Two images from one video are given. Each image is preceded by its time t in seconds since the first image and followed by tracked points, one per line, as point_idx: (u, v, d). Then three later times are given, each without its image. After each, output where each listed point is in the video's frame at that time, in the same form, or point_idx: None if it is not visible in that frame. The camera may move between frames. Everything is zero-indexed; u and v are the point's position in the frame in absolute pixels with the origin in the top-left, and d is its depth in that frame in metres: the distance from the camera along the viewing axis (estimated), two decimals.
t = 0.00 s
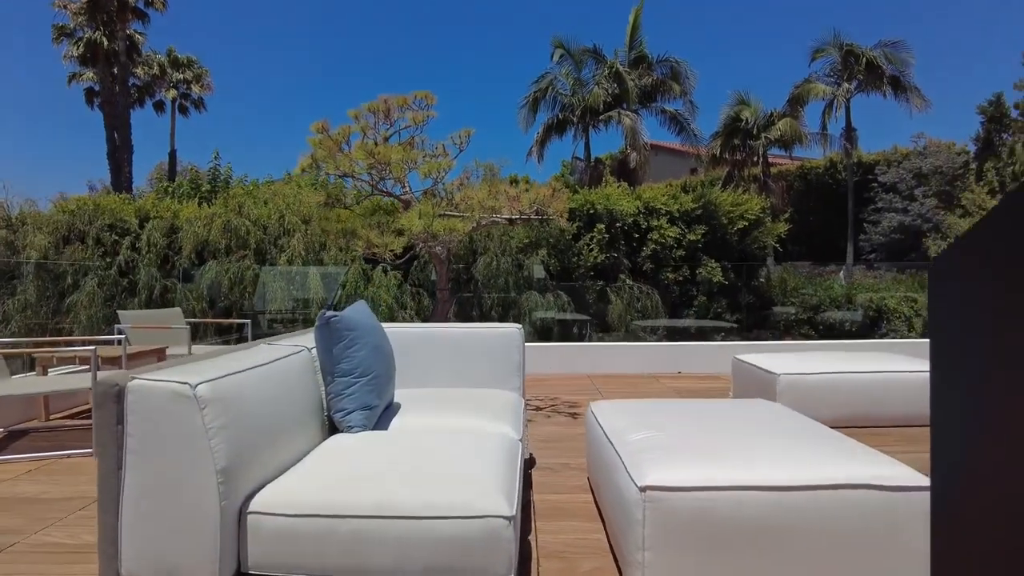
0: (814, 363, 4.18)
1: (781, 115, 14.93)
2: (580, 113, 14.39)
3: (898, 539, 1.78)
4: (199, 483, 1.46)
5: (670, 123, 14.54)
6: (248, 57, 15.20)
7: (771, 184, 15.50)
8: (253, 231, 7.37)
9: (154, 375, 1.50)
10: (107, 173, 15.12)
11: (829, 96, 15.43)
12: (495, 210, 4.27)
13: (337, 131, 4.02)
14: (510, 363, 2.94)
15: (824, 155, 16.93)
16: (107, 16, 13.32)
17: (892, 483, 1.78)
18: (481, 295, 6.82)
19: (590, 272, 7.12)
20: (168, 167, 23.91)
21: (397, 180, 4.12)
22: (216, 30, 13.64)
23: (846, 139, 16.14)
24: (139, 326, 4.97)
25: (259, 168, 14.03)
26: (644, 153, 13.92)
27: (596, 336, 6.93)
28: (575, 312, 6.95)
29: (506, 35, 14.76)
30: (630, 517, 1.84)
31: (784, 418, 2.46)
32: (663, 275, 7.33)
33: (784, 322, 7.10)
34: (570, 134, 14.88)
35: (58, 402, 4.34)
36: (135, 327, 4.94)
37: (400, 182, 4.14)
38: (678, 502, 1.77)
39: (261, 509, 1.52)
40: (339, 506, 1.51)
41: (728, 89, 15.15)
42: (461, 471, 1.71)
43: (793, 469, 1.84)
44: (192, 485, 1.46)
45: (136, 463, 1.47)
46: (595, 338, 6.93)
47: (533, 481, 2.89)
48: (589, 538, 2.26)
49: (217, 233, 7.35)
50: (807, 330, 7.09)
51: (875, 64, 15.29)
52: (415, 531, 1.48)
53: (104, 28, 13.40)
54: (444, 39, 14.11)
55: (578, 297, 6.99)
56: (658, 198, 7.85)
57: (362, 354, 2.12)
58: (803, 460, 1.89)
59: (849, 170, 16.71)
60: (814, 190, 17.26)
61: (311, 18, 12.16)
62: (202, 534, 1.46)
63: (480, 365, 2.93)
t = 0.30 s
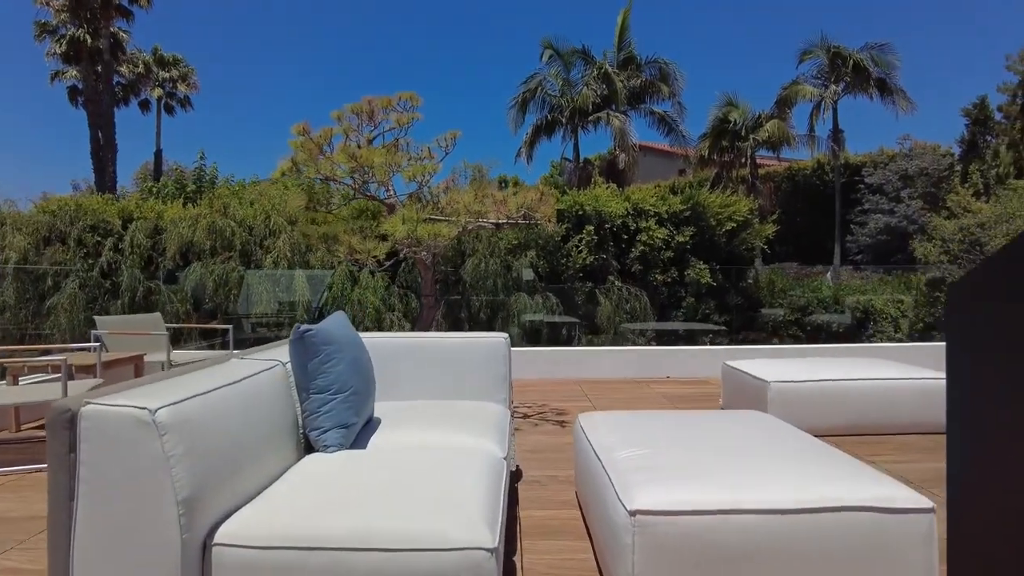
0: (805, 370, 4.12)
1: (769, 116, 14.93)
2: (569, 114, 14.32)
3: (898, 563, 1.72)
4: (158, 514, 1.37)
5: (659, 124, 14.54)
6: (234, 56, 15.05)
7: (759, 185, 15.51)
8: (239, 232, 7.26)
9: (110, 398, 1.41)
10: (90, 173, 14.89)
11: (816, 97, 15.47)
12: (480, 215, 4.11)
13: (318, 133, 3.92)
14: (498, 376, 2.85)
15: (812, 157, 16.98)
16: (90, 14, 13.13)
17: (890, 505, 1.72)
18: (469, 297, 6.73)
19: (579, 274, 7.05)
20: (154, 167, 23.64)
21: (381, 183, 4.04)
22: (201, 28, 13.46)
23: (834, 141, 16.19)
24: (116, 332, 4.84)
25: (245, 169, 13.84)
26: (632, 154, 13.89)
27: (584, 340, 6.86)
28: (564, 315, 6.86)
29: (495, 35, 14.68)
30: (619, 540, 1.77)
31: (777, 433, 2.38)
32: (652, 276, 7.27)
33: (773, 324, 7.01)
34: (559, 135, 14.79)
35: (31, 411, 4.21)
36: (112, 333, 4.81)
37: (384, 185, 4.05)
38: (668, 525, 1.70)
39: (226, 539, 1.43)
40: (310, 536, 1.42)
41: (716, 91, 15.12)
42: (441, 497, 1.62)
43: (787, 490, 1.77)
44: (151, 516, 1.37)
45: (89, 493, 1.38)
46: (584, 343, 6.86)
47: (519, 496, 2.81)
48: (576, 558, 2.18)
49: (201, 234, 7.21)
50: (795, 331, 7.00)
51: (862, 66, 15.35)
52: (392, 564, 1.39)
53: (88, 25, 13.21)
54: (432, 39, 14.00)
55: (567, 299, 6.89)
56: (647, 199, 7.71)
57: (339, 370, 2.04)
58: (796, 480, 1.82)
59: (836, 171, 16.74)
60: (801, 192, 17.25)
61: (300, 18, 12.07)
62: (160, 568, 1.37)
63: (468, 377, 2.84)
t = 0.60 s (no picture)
0: (792, 375, 4.08)
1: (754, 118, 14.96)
2: (555, 114, 14.25)
3: None
4: (108, 547, 1.26)
5: (645, 125, 14.52)
6: (217, 53, 14.84)
7: (744, 187, 15.55)
8: (221, 232, 7.10)
9: (57, 422, 1.31)
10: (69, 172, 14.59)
11: (801, 99, 15.57)
12: (464, 217, 4.04)
13: (296, 133, 3.81)
14: (481, 384, 2.76)
15: (796, 158, 17.05)
16: (70, 10, 12.87)
17: (886, 524, 1.65)
18: (454, 299, 6.65)
19: (566, 276, 6.96)
20: (135, 165, 23.26)
21: (362, 185, 3.93)
22: (186, 26, 13.24)
23: (818, 142, 16.28)
24: (89, 337, 4.69)
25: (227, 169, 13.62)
26: (618, 155, 13.91)
27: (571, 342, 6.80)
28: (550, 316, 6.81)
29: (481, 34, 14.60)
30: (606, 562, 1.69)
31: (765, 445, 2.32)
32: (638, 277, 7.20)
33: (757, 324, 6.98)
34: (545, 135, 14.70)
35: None
36: (83, 339, 4.65)
37: (365, 186, 3.94)
38: (656, 548, 1.62)
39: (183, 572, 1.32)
40: (276, 567, 1.33)
41: (702, 92, 15.12)
42: (420, 520, 1.53)
43: (781, 509, 1.70)
44: (100, 548, 1.26)
45: (34, 524, 1.28)
46: (570, 346, 6.79)
47: (503, 508, 2.73)
48: None
49: (182, 235, 7.05)
50: (780, 332, 6.97)
51: (846, 68, 15.45)
52: None
53: (67, 21, 12.94)
54: (419, 37, 13.87)
55: (553, 300, 6.83)
56: (633, 200, 7.54)
57: (312, 384, 1.96)
58: (788, 497, 1.75)
59: (820, 173, 16.80)
60: (787, 192, 17.19)
61: (285, 17, 11.91)
62: None
63: (449, 386, 2.75)
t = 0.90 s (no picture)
0: (779, 379, 4.03)
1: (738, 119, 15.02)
2: (540, 114, 14.20)
3: None
4: None
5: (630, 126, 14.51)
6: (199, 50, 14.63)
7: (728, 188, 15.60)
8: (200, 233, 6.87)
9: None
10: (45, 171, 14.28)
11: (784, 101, 15.82)
12: (444, 219, 3.91)
13: (272, 132, 3.69)
14: (458, 395, 2.67)
15: (779, 160, 17.16)
16: (45, 5, 12.58)
17: (883, 542, 1.58)
18: (438, 300, 6.57)
19: (551, 276, 6.87)
20: (114, 164, 22.87)
21: (340, 185, 3.83)
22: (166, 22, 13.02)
23: (801, 144, 16.35)
24: (59, 342, 4.53)
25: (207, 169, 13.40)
26: (603, 156, 13.90)
27: (556, 344, 6.73)
28: (535, 317, 6.74)
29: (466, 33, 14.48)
30: None
31: (753, 457, 2.24)
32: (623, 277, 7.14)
33: (741, 325, 6.93)
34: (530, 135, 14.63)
35: None
36: (52, 344, 4.50)
37: (344, 187, 3.85)
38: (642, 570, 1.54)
39: None
40: None
41: (686, 93, 15.14)
42: (394, 545, 1.44)
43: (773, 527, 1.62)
44: None
45: None
46: (555, 348, 6.72)
47: (485, 522, 2.63)
48: None
49: (160, 235, 6.88)
50: (764, 333, 6.93)
51: (829, 71, 15.75)
52: None
53: (43, 17, 12.65)
54: (403, 36, 13.80)
55: (538, 301, 6.77)
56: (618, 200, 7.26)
57: (283, 396, 1.86)
58: (780, 513, 1.68)
59: (803, 174, 16.90)
60: (769, 193, 17.29)
61: (269, 16, 11.79)
62: None
63: (424, 397, 2.66)
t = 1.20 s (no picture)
0: (766, 384, 3.96)
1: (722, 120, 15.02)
2: (525, 114, 14.13)
3: None
4: None
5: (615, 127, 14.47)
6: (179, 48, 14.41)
7: (712, 188, 15.63)
8: (180, 234, 6.75)
9: None
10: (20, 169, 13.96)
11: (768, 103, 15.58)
12: (426, 221, 3.78)
13: (246, 131, 3.55)
14: (436, 406, 2.57)
15: (764, 161, 17.24)
16: None
17: (881, 565, 1.51)
18: (422, 301, 6.46)
19: (535, 275, 6.74)
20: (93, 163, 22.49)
21: (317, 185, 3.73)
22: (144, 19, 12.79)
23: (784, 145, 16.33)
24: (25, 348, 4.36)
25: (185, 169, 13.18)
26: (589, 156, 13.84)
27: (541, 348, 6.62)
28: (520, 318, 6.61)
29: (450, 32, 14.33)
30: None
31: (740, 468, 2.18)
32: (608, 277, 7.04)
33: (726, 326, 6.86)
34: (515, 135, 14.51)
35: None
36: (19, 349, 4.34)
37: (320, 187, 3.75)
38: None
39: None
40: None
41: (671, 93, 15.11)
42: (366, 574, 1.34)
43: (766, 549, 1.54)
44: None
45: None
46: (540, 352, 6.61)
47: (464, 538, 2.52)
48: None
49: (139, 236, 6.70)
50: (749, 333, 6.85)
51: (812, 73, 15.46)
52: None
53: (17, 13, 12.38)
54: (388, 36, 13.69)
55: (524, 302, 6.63)
56: (601, 202, 7.39)
57: (246, 412, 1.75)
58: (772, 535, 1.60)
59: (786, 175, 17.00)
60: (753, 194, 17.54)
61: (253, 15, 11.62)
62: None
63: (401, 408, 2.56)
